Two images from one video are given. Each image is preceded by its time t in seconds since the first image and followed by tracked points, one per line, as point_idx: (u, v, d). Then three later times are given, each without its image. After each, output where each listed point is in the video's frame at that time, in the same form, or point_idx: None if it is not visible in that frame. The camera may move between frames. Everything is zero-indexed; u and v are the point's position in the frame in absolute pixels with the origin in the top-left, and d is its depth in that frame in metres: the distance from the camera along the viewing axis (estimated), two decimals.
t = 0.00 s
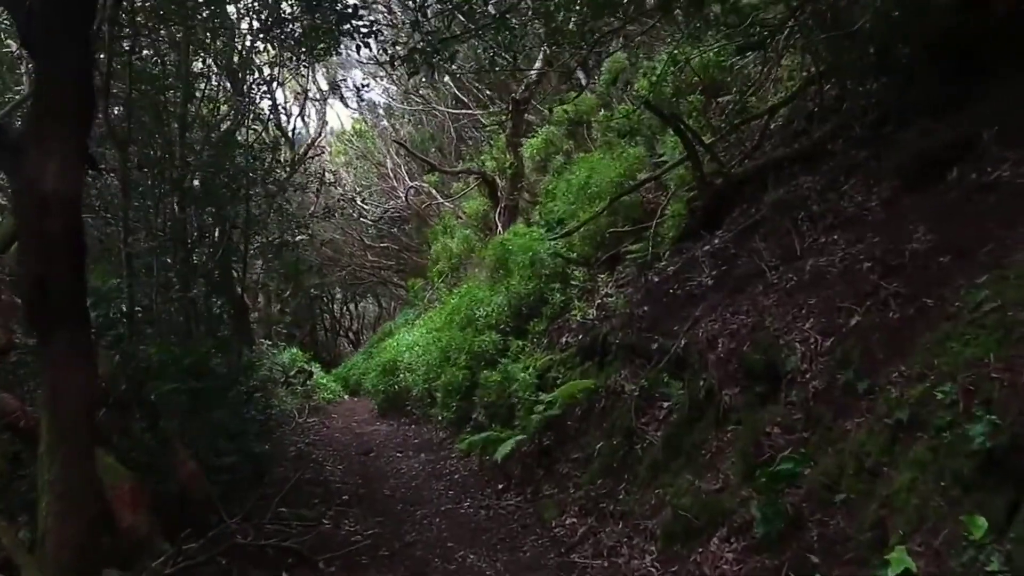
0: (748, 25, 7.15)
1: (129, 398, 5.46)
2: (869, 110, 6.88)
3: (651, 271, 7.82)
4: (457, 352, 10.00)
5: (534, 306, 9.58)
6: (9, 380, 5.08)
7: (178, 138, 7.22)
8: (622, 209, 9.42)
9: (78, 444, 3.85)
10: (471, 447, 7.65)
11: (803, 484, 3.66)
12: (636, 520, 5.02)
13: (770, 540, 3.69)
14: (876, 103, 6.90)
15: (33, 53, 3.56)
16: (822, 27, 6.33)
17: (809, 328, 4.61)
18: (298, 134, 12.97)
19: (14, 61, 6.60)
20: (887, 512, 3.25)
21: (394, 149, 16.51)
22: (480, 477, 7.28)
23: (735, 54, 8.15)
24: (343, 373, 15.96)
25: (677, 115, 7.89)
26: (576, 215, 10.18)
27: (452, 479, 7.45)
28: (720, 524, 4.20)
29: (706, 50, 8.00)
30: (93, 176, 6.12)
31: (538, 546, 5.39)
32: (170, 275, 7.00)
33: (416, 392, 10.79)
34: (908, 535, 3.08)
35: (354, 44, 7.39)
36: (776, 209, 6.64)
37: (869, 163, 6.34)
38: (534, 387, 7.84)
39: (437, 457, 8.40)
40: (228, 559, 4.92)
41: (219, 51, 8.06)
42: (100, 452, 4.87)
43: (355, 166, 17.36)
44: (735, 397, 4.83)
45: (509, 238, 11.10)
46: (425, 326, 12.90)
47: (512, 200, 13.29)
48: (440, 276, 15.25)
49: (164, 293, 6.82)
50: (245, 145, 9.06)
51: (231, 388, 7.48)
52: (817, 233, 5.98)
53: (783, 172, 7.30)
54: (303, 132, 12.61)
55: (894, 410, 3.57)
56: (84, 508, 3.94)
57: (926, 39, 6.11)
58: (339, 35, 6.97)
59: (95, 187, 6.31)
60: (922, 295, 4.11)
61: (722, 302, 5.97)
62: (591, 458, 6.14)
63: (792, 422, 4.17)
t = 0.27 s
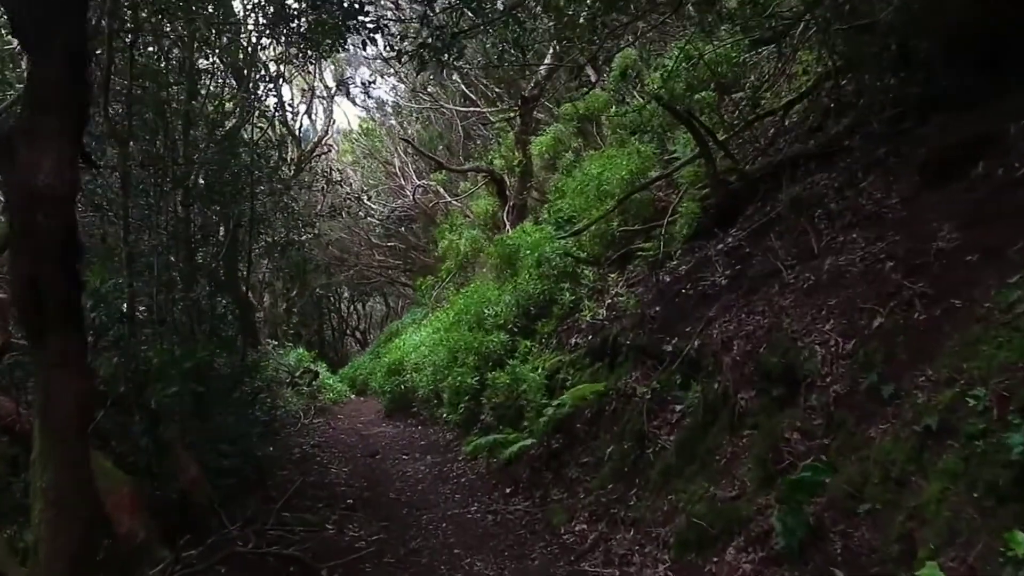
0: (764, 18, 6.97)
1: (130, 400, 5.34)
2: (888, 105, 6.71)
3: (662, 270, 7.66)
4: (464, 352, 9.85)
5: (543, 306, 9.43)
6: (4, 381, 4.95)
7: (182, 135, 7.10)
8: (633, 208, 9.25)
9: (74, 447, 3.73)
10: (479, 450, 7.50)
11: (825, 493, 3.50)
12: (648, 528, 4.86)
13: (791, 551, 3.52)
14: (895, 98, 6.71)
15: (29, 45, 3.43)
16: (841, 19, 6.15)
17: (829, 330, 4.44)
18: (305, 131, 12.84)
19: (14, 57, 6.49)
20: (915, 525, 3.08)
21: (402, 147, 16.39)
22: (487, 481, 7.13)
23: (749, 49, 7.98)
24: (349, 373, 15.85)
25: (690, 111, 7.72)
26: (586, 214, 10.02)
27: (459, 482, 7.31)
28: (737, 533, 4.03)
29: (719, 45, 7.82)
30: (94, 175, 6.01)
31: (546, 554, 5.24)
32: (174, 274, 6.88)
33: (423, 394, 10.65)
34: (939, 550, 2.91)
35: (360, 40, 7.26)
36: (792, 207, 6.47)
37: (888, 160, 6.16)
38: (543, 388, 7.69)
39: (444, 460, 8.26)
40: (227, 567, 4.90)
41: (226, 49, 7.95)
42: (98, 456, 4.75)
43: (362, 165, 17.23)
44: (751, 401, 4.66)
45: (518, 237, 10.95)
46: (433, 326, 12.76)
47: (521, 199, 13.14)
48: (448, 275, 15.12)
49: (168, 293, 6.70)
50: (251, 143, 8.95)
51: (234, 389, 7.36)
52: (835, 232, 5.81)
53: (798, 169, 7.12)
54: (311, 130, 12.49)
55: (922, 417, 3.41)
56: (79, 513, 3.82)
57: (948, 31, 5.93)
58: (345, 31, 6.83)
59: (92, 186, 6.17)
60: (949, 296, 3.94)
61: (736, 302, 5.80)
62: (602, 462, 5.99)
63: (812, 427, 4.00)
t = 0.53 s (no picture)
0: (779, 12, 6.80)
1: (129, 402, 5.21)
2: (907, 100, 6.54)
3: (674, 269, 7.50)
4: (472, 352, 9.71)
5: (551, 306, 9.29)
6: None
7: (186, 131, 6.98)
8: (643, 205, 9.09)
9: (68, 449, 3.60)
10: (486, 452, 7.35)
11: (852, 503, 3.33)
12: (660, 535, 4.70)
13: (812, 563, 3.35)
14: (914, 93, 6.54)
15: (25, 36, 3.32)
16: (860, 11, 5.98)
17: (850, 330, 4.28)
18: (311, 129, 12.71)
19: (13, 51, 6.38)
20: (947, 537, 2.91)
21: (409, 145, 16.26)
22: (494, 484, 6.99)
23: (763, 43, 7.82)
24: (355, 374, 15.74)
25: (703, 107, 7.55)
26: (596, 212, 9.87)
27: (465, 485, 7.18)
28: (753, 541, 3.87)
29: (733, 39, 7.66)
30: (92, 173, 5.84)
31: (555, 561, 5.09)
32: (176, 272, 6.75)
33: (429, 395, 10.53)
34: (973, 565, 2.75)
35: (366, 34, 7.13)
36: (808, 204, 6.30)
37: (907, 156, 5.99)
38: (552, 390, 7.54)
39: (450, 462, 8.14)
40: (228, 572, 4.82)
41: (232, 45, 7.85)
42: (95, 459, 4.62)
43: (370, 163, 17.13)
44: (768, 403, 4.50)
45: (526, 235, 10.80)
46: (439, 326, 12.63)
47: (529, 197, 13.00)
48: (455, 274, 14.98)
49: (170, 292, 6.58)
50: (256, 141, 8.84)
51: (237, 389, 7.23)
52: (853, 229, 5.64)
53: (814, 166, 6.95)
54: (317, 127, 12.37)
55: (953, 424, 3.25)
56: (72, 518, 3.68)
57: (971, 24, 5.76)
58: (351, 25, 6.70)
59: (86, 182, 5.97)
60: (979, 296, 3.78)
61: (751, 302, 5.64)
62: (612, 466, 5.84)
63: (834, 433, 3.84)
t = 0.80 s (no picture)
0: (791, 5, 6.66)
1: (128, 402, 5.11)
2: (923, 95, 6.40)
3: (684, 269, 7.36)
4: (477, 352, 9.59)
5: (558, 305, 9.16)
6: None
7: (189, 127, 6.87)
8: (651, 203, 8.95)
9: (60, 450, 3.50)
10: (492, 454, 7.23)
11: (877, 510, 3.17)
12: (671, 540, 4.56)
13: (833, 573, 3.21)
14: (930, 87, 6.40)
15: (8, 16, 3.19)
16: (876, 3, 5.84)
17: (870, 330, 4.15)
18: (315, 127, 12.61)
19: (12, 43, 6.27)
20: (977, 548, 2.78)
21: (414, 143, 16.15)
22: (501, 487, 6.87)
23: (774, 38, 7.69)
24: (359, 374, 15.64)
25: (713, 103, 7.41)
26: (603, 210, 9.73)
27: (471, 488, 7.07)
28: (769, 549, 3.74)
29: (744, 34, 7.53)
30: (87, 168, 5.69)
31: (563, 567, 4.96)
32: (178, 270, 6.65)
33: (434, 395, 10.41)
34: None
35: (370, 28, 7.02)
36: (821, 201, 6.16)
37: (924, 152, 5.85)
38: (559, 390, 7.41)
39: (455, 464, 8.03)
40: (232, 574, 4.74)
41: (236, 40, 7.76)
42: (93, 460, 4.51)
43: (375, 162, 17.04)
44: (784, 405, 4.37)
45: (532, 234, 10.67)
46: (445, 326, 12.52)
47: (535, 195, 12.87)
48: (461, 273, 14.87)
49: (171, 290, 6.48)
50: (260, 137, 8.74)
51: (240, 389, 7.12)
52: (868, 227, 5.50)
53: (827, 163, 6.80)
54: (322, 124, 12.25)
55: (981, 428, 3.11)
56: (67, 520, 3.59)
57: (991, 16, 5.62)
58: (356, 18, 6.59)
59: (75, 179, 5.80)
60: (1007, 295, 3.65)
61: (764, 301, 5.50)
62: (620, 469, 5.71)
63: (854, 436, 3.71)
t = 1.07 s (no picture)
0: None
1: (124, 400, 4.99)
2: (942, 89, 6.22)
3: (694, 267, 7.21)
4: (484, 352, 9.45)
5: (565, 304, 9.00)
6: None
7: (189, 123, 6.75)
8: (661, 201, 8.79)
9: (48, 458, 3.27)
10: (498, 456, 7.08)
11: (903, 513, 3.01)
12: (683, 547, 4.41)
13: None
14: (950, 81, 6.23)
15: None
16: None
17: (894, 330, 3.98)
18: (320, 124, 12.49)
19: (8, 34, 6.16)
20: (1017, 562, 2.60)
21: (420, 142, 16.02)
22: (507, 490, 6.72)
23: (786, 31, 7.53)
24: (365, 374, 15.51)
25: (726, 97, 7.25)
26: (612, 208, 9.57)
27: (477, 491, 6.92)
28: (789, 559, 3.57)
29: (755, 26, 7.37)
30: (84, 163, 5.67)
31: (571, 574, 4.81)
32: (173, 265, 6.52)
33: (440, 396, 10.27)
34: None
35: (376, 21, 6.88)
36: (837, 197, 5.99)
37: (944, 146, 5.68)
38: (566, 391, 7.25)
39: (461, 466, 7.88)
40: None
41: (238, 33, 7.65)
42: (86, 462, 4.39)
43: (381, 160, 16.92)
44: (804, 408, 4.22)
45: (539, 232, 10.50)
46: (451, 325, 12.39)
47: (542, 193, 12.72)
48: (467, 273, 14.74)
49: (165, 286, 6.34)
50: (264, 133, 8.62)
51: (242, 389, 7.00)
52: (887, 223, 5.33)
53: (842, 158, 6.64)
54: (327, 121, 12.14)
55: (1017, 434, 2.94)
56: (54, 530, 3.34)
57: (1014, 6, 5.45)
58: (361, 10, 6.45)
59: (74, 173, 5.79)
60: None
61: (779, 299, 5.34)
62: (630, 472, 5.55)
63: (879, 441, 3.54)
